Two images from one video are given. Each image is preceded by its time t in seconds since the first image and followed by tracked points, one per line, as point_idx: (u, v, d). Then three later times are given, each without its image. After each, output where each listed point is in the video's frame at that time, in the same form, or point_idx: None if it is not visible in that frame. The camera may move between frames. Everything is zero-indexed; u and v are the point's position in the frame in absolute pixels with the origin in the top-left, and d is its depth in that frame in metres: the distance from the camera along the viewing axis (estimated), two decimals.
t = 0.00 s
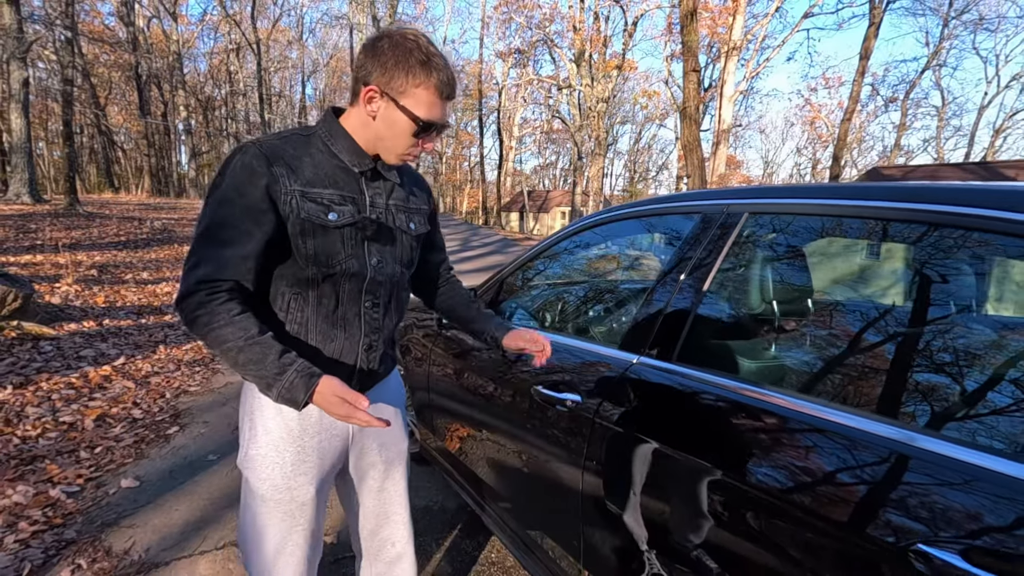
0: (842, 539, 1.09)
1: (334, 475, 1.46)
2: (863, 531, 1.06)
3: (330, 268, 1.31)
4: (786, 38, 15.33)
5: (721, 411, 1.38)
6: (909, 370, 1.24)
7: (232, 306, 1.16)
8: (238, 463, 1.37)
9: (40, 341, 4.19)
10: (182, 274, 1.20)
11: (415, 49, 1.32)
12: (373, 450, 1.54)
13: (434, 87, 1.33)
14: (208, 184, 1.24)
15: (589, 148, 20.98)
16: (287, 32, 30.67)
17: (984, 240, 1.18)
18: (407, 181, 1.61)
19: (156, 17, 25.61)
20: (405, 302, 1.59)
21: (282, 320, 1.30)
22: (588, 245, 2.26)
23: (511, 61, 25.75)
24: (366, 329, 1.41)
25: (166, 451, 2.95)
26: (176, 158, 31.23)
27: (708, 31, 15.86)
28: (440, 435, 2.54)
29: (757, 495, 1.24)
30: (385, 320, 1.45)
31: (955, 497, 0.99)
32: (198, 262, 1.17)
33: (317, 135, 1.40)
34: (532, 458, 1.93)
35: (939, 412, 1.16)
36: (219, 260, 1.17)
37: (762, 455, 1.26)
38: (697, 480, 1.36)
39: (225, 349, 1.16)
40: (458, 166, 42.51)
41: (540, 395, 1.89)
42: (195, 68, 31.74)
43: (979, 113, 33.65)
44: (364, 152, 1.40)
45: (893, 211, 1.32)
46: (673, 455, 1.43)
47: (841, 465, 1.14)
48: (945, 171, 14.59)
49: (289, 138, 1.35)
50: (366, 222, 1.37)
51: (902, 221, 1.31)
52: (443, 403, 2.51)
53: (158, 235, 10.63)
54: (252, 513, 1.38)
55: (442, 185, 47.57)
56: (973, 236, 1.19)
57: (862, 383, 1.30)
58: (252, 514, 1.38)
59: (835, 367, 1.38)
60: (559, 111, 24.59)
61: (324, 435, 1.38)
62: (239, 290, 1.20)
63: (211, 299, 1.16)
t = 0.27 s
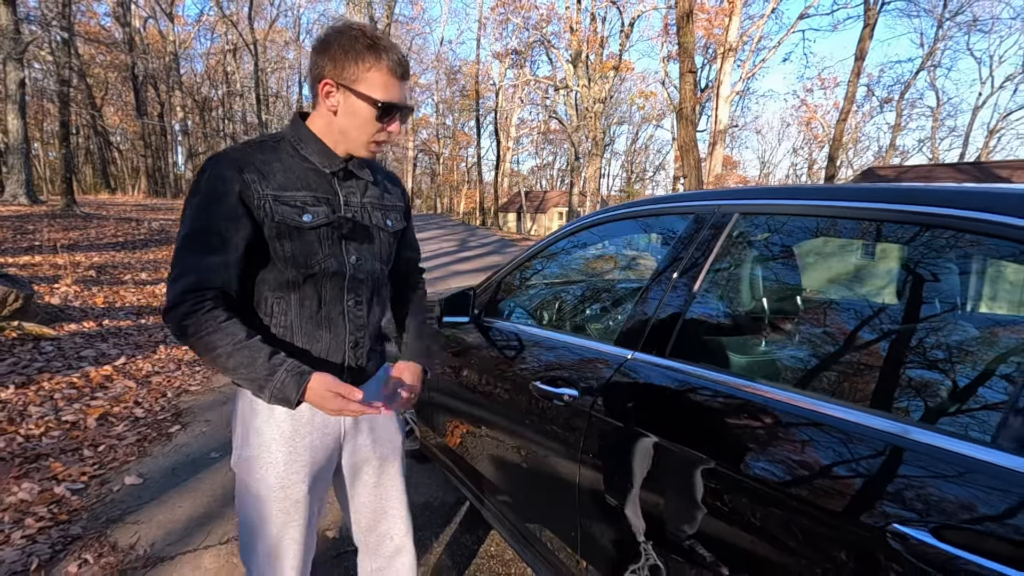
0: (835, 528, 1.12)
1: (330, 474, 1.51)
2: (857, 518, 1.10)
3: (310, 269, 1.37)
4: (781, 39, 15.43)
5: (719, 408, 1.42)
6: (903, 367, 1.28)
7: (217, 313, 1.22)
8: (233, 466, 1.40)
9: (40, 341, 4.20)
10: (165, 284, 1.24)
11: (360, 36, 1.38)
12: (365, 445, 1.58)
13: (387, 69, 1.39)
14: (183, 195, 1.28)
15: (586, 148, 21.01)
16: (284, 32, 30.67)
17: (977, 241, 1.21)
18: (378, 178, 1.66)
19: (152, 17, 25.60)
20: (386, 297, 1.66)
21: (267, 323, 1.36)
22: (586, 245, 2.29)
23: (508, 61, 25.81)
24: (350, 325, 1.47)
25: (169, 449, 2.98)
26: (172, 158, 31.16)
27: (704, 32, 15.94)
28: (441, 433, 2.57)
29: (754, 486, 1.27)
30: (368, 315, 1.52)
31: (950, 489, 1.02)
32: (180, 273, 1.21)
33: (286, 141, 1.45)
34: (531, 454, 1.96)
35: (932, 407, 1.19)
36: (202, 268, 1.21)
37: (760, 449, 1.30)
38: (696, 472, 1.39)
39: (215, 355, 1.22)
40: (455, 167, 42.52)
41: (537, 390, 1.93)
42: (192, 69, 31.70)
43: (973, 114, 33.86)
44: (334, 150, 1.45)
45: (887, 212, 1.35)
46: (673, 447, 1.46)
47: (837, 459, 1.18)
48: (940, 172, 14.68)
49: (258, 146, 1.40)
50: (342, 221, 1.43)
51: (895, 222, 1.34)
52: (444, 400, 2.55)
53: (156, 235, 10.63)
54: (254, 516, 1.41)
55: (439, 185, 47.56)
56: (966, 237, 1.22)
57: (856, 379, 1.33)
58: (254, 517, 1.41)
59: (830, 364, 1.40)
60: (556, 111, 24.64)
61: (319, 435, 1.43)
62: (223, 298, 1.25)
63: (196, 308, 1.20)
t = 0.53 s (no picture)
0: (839, 510, 1.16)
1: (316, 471, 1.55)
2: (861, 499, 1.13)
3: (291, 273, 1.42)
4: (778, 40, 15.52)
5: (721, 399, 1.46)
6: (902, 360, 1.32)
7: (198, 327, 1.25)
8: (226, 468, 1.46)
9: (45, 341, 4.21)
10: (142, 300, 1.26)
11: (310, 28, 1.42)
12: (353, 437, 1.63)
13: (340, 57, 1.43)
14: (153, 210, 1.30)
15: (584, 149, 21.06)
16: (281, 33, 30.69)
17: (973, 238, 1.25)
18: (349, 171, 1.70)
19: (149, 18, 25.57)
20: (367, 290, 1.71)
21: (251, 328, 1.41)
22: (584, 243, 2.33)
23: (505, 62, 25.84)
24: (334, 323, 1.52)
25: (178, 446, 3.00)
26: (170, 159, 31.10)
27: (701, 33, 16.01)
28: (449, 429, 2.60)
29: (760, 472, 1.31)
30: (351, 312, 1.57)
31: (949, 475, 1.06)
32: (155, 290, 1.23)
33: (255, 144, 1.48)
34: (538, 447, 2.00)
35: (931, 399, 1.23)
36: (180, 284, 1.23)
37: (762, 438, 1.34)
38: (701, 461, 1.43)
39: (196, 371, 1.24)
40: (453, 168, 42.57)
41: (549, 383, 1.95)
42: (189, 69, 31.63)
43: (968, 116, 34.09)
44: (301, 149, 1.49)
45: (886, 211, 1.40)
46: (678, 435, 1.50)
47: (837, 447, 1.22)
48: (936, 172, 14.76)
49: (225, 152, 1.41)
50: (320, 221, 1.48)
51: (893, 221, 1.39)
52: (450, 399, 2.58)
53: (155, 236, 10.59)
54: (245, 524, 1.46)
55: (437, 186, 47.56)
56: (963, 234, 1.26)
57: (856, 372, 1.37)
58: (245, 525, 1.46)
59: (829, 359, 1.44)
60: (554, 112, 24.68)
61: (293, 436, 1.47)
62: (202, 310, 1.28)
63: (177, 323, 1.23)
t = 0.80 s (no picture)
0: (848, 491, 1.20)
1: (327, 456, 1.60)
2: (869, 479, 1.17)
3: (298, 269, 1.47)
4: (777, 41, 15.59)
5: (729, 389, 1.50)
6: (903, 353, 1.36)
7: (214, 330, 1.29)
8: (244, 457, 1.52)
9: (56, 341, 4.24)
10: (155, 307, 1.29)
11: (302, 30, 1.43)
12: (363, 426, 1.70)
13: (334, 59, 1.45)
14: (159, 217, 1.32)
15: (584, 150, 21.11)
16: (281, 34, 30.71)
17: (972, 237, 1.29)
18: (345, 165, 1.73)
19: (149, 19, 25.58)
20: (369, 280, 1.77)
21: (263, 324, 1.46)
22: (587, 243, 2.39)
23: (505, 64, 25.89)
24: (340, 313, 1.59)
25: (192, 443, 3.03)
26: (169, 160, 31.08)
27: (700, 35, 16.08)
28: (463, 425, 2.63)
29: (770, 456, 1.34)
30: (355, 302, 1.64)
31: (951, 460, 1.10)
32: (168, 295, 1.26)
33: (251, 146, 1.50)
34: (550, 440, 2.05)
35: (932, 389, 1.27)
36: (192, 289, 1.27)
37: (767, 427, 1.38)
38: (711, 450, 1.47)
39: (211, 372, 1.28)
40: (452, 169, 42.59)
41: (565, 377, 1.97)
42: (188, 71, 31.64)
43: (966, 117, 34.22)
44: (297, 149, 1.52)
45: (887, 210, 1.44)
46: (687, 423, 1.54)
47: (842, 433, 1.26)
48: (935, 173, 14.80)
49: (222, 155, 1.42)
50: (322, 216, 1.53)
51: (894, 220, 1.43)
52: (462, 394, 2.64)
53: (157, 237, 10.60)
54: (263, 511, 1.52)
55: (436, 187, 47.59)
56: (963, 232, 1.30)
57: (858, 365, 1.41)
58: (262, 512, 1.52)
59: (831, 352, 1.50)
60: (553, 113, 24.72)
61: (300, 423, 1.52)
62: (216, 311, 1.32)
63: (191, 326, 1.27)
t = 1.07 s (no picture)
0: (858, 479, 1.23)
1: (340, 444, 1.62)
2: (878, 466, 1.20)
3: (306, 265, 1.48)
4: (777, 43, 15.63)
5: (735, 382, 1.53)
6: (906, 348, 1.38)
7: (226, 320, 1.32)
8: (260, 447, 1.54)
9: (66, 340, 4.27)
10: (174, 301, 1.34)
11: (284, 34, 1.51)
12: (376, 418, 1.74)
13: (305, 55, 1.49)
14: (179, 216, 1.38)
15: (585, 151, 21.14)
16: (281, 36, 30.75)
17: (974, 235, 1.32)
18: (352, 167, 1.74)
19: (150, 20, 25.63)
20: (381, 279, 1.78)
21: (275, 318, 1.49)
22: (590, 244, 2.43)
23: (506, 65, 25.92)
24: (348, 310, 1.59)
25: (205, 441, 3.06)
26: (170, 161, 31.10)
27: (701, 36, 16.12)
28: (475, 422, 2.66)
29: (779, 444, 1.38)
30: (363, 298, 1.64)
31: (955, 449, 1.12)
32: (185, 288, 1.31)
33: (262, 150, 1.54)
34: (560, 436, 2.09)
35: (935, 382, 1.29)
36: (204, 282, 1.31)
37: (774, 419, 1.41)
38: (722, 442, 1.51)
39: (222, 361, 1.31)
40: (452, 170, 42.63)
41: (581, 373, 1.99)
42: (189, 72, 31.67)
43: (965, 118, 34.25)
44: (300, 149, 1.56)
45: (890, 208, 1.48)
46: (699, 414, 1.58)
47: (846, 425, 1.29)
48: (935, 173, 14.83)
49: (234, 158, 1.47)
50: (330, 214, 1.54)
51: (897, 218, 1.47)
52: (472, 391, 2.67)
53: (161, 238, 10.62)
54: (280, 498, 1.55)
55: (437, 188, 47.60)
56: (966, 231, 1.33)
57: (861, 359, 1.44)
58: (279, 499, 1.55)
59: (835, 348, 1.52)
60: (554, 114, 24.75)
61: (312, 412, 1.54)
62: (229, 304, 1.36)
63: (206, 317, 1.31)
